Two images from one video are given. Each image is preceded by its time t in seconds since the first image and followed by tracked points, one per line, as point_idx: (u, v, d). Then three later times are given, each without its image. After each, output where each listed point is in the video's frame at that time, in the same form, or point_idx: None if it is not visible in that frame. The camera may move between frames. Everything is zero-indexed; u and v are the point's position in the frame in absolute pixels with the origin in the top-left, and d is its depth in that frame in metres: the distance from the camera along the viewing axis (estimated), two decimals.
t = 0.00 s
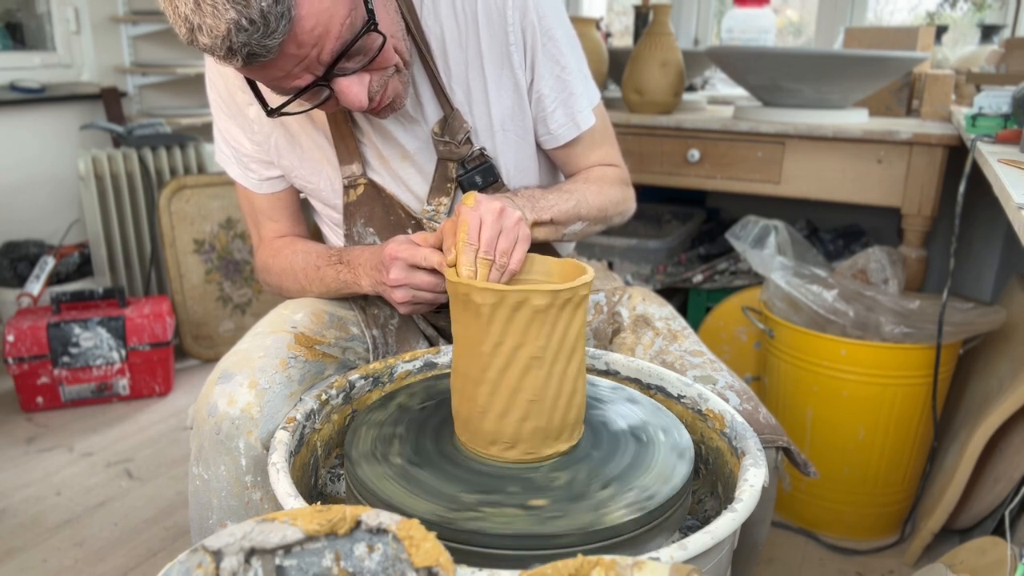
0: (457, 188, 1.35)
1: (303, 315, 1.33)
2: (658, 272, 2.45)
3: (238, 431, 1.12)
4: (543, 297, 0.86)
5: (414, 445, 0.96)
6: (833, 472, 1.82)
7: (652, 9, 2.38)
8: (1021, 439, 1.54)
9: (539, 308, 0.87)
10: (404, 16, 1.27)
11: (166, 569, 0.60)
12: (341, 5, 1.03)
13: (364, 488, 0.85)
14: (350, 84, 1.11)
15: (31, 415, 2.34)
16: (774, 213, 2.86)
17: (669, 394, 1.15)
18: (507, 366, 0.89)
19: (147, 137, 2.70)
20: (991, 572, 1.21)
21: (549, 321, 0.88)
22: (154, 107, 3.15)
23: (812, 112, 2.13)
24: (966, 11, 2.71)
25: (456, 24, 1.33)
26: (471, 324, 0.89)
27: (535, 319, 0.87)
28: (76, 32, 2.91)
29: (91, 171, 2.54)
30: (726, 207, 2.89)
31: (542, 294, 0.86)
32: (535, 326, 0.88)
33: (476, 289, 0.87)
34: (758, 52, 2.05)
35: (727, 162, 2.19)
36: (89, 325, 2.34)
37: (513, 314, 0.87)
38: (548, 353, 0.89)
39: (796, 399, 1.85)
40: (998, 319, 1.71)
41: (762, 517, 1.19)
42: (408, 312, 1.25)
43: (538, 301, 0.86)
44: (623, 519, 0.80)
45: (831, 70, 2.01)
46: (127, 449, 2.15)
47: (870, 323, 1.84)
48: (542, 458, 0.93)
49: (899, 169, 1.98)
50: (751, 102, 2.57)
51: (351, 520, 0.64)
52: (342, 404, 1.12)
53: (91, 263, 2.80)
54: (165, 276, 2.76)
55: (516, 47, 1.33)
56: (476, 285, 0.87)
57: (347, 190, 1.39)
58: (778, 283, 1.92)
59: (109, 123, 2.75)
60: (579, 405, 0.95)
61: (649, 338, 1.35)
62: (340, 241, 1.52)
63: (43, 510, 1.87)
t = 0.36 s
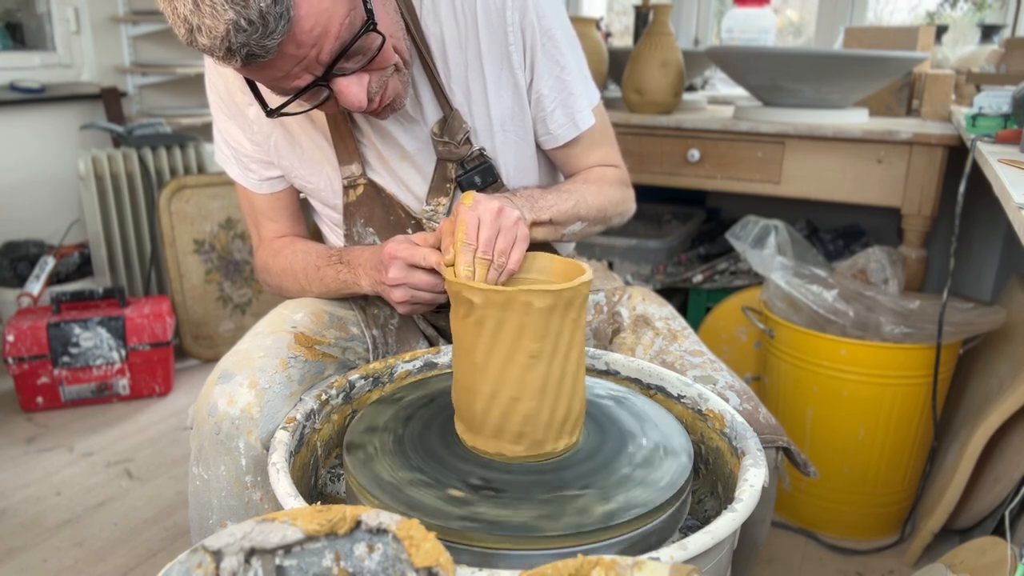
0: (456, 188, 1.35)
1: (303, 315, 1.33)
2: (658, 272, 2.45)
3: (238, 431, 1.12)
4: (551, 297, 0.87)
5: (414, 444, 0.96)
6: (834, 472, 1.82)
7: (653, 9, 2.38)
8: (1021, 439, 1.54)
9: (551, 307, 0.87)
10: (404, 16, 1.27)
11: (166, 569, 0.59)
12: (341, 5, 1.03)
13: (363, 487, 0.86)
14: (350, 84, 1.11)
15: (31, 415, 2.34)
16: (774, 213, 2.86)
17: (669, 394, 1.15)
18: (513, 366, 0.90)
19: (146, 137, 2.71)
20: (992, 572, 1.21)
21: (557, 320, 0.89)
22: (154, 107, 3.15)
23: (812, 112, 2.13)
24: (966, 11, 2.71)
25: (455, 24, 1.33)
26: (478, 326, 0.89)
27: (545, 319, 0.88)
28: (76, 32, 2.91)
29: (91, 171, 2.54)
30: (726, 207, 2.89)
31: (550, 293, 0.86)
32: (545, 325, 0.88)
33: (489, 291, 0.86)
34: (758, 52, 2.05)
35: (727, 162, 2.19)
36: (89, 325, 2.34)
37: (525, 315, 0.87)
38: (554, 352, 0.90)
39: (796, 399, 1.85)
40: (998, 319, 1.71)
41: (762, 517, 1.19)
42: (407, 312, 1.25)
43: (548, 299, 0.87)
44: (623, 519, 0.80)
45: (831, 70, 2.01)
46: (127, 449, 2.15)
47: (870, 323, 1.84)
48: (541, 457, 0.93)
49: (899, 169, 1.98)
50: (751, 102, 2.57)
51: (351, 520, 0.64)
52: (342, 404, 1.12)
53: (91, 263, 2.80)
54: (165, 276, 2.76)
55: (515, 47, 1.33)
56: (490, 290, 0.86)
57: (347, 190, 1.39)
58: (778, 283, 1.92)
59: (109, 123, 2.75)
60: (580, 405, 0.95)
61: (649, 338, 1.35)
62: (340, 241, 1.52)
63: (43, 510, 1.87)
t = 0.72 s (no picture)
0: (457, 188, 1.35)
1: (303, 315, 1.33)
2: (658, 272, 2.45)
3: (238, 431, 1.12)
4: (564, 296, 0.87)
5: (413, 444, 0.96)
6: (833, 472, 1.82)
7: (652, 9, 2.38)
8: (1021, 439, 1.54)
9: (561, 307, 0.88)
10: (404, 16, 1.27)
11: (166, 570, 0.59)
12: (340, 5, 1.03)
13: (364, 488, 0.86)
14: (351, 84, 1.11)
15: (31, 415, 2.34)
16: (774, 213, 2.86)
17: (669, 394, 1.15)
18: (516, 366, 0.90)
19: (146, 137, 2.71)
20: (991, 572, 1.21)
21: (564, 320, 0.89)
22: (154, 107, 3.15)
23: (812, 112, 2.13)
24: (966, 11, 2.71)
25: (455, 24, 1.33)
26: (482, 326, 0.89)
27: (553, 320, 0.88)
28: (76, 32, 2.91)
29: (91, 171, 2.54)
30: (726, 207, 2.89)
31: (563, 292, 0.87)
32: (553, 325, 0.88)
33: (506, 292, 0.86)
34: (758, 52, 2.05)
35: (727, 162, 2.18)
36: (89, 325, 2.34)
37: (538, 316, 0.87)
38: (558, 353, 0.90)
39: (796, 399, 1.85)
40: (998, 319, 1.70)
41: (762, 516, 1.19)
42: (407, 312, 1.25)
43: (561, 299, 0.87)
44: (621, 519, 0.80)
45: (831, 70, 2.01)
46: (127, 449, 2.15)
47: (870, 323, 1.84)
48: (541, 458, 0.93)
49: (899, 169, 1.98)
50: (751, 102, 2.57)
51: (351, 520, 0.64)
52: (342, 404, 1.11)
53: (91, 263, 2.80)
54: (165, 276, 2.76)
55: (515, 47, 1.33)
56: (501, 289, 0.86)
57: (347, 190, 1.39)
58: (778, 282, 1.92)
59: (109, 123, 2.75)
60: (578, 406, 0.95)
61: (649, 338, 1.35)
62: (340, 241, 1.52)
63: (43, 510, 1.86)
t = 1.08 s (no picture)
0: (456, 188, 1.35)
1: (303, 315, 1.33)
2: (658, 272, 2.45)
3: (238, 431, 1.12)
4: (565, 296, 0.87)
5: (414, 445, 0.95)
6: (834, 472, 1.82)
7: (653, 9, 2.38)
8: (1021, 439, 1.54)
9: (561, 307, 0.87)
10: (403, 16, 1.27)
11: (166, 570, 0.59)
12: (337, 6, 1.03)
13: (364, 488, 0.86)
14: (349, 84, 1.11)
15: (31, 415, 2.34)
16: (774, 213, 2.86)
17: (669, 394, 1.15)
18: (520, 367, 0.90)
19: (146, 137, 2.71)
20: (992, 572, 1.21)
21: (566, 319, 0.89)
22: (154, 107, 3.14)
23: (812, 113, 2.13)
24: (966, 11, 2.71)
25: (455, 24, 1.33)
26: (483, 328, 0.89)
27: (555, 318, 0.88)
28: (76, 32, 2.91)
29: (90, 171, 2.54)
30: (726, 207, 2.89)
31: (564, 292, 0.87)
32: (553, 326, 0.88)
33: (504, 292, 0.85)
34: (758, 52, 2.05)
35: (727, 162, 2.18)
36: (89, 325, 2.34)
37: (538, 315, 0.87)
38: (560, 353, 0.90)
39: (796, 399, 1.85)
40: (998, 319, 1.70)
41: (762, 516, 1.19)
42: (406, 312, 1.25)
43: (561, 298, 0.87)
44: (623, 520, 0.80)
45: (831, 70, 2.01)
46: (127, 449, 2.15)
47: (870, 323, 1.84)
48: (543, 458, 0.93)
49: (899, 169, 1.98)
50: (751, 102, 2.57)
51: (351, 520, 0.64)
52: (342, 404, 1.11)
53: (91, 263, 2.80)
54: (165, 276, 2.76)
55: (515, 47, 1.33)
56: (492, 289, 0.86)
57: (347, 190, 1.39)
58: (778, 283, 1.92)
59: (109, 123, 2.75)
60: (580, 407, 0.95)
61: (649, 338, 1.35)
62: (339, 242, 1.52)
63: (43, 510, 1.86)
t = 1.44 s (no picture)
0: (456, 188, 1.35)
1: (303, 315, 1.33)
2: (658, 272, 2.44)
3: (238, 431, 1.11)
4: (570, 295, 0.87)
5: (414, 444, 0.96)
6: (834, 472, 1.82)
7: (652, 9, 2.38)
8: (1021, 439, 1.54)
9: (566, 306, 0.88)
10: (403, 15, 1.27)
11: (166, 570, 0.59)
12: (337, 6, 1.03)
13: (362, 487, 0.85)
14: (349, 84, 1.11)
15: (31, 415, 2.34)
16: (774, 213, 2.86)
17: (669, 394, 1.15)
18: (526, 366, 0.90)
19: (146, 137, 2.70)
20: (992, 572, 1.21)
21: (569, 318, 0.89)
22: (154, 107, 3.14)
23: (812, 112, 2.13)
24: (966, 11, 2.71)
25: (454, 23, 1.33)
26: (489, 329, 0.88)
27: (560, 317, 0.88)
28: (76, 32, 2.91)
29: (91, 171, 2.54)
30: (726, 207, 2.89)
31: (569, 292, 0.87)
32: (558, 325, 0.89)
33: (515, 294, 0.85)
34: (758, 52, 2.04)
35: (727, 162, 2.18)
36: (89, 325, 2.34)
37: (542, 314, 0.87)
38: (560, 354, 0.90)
39: (796, 399, 1.85)
40: (999, 320, 1.70)
41: (762, 517, 1.19)
42: (406, 312, 1.25)
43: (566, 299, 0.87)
44: (624, 519, 0.80)
45: (831, 70, 2.01)
46: (127, 449, 2.15)
47: (870, 324, 1.84)
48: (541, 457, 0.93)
49: (899, 169, 1.98)
50: (751, 101, 2.56)
51: (351, 520, 0.64)
52: (342, 404, 1.11)
53: (91, 263, 2.80)
54: (165, 276, 2.76)
55: (514, 47, 1.33)
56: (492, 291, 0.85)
57: (347, 190, 1.39)
58: (778, 282, 1.92)
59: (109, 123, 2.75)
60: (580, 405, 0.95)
61: (649, 338, 1.35)
62: (339, 242, 1.52)
63: (43, 510, 1.86)
